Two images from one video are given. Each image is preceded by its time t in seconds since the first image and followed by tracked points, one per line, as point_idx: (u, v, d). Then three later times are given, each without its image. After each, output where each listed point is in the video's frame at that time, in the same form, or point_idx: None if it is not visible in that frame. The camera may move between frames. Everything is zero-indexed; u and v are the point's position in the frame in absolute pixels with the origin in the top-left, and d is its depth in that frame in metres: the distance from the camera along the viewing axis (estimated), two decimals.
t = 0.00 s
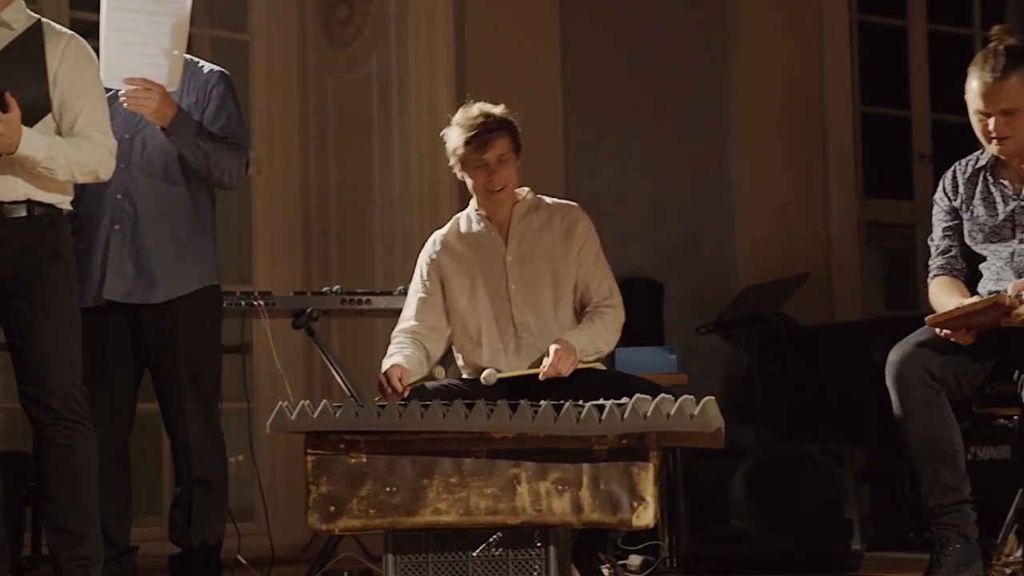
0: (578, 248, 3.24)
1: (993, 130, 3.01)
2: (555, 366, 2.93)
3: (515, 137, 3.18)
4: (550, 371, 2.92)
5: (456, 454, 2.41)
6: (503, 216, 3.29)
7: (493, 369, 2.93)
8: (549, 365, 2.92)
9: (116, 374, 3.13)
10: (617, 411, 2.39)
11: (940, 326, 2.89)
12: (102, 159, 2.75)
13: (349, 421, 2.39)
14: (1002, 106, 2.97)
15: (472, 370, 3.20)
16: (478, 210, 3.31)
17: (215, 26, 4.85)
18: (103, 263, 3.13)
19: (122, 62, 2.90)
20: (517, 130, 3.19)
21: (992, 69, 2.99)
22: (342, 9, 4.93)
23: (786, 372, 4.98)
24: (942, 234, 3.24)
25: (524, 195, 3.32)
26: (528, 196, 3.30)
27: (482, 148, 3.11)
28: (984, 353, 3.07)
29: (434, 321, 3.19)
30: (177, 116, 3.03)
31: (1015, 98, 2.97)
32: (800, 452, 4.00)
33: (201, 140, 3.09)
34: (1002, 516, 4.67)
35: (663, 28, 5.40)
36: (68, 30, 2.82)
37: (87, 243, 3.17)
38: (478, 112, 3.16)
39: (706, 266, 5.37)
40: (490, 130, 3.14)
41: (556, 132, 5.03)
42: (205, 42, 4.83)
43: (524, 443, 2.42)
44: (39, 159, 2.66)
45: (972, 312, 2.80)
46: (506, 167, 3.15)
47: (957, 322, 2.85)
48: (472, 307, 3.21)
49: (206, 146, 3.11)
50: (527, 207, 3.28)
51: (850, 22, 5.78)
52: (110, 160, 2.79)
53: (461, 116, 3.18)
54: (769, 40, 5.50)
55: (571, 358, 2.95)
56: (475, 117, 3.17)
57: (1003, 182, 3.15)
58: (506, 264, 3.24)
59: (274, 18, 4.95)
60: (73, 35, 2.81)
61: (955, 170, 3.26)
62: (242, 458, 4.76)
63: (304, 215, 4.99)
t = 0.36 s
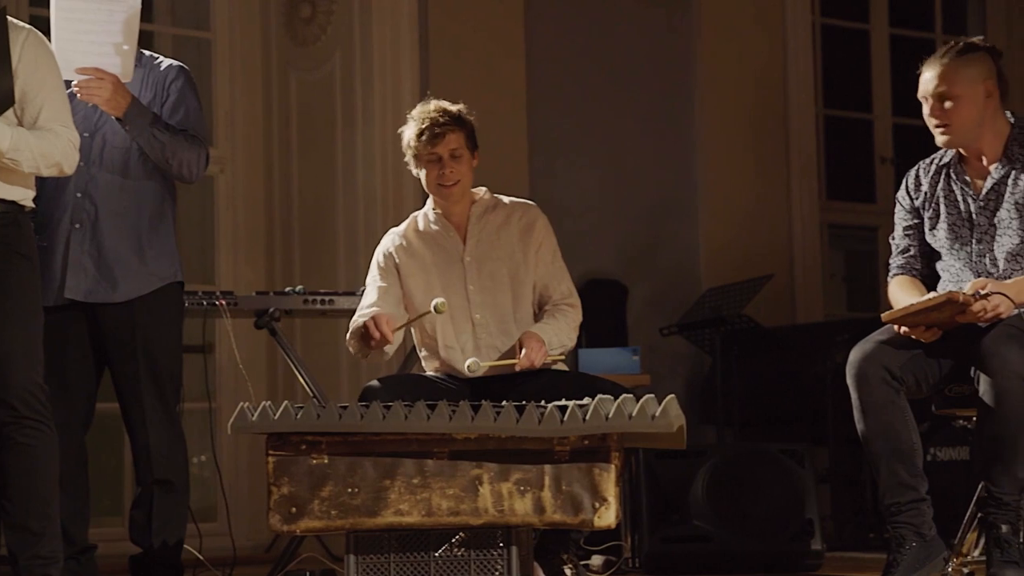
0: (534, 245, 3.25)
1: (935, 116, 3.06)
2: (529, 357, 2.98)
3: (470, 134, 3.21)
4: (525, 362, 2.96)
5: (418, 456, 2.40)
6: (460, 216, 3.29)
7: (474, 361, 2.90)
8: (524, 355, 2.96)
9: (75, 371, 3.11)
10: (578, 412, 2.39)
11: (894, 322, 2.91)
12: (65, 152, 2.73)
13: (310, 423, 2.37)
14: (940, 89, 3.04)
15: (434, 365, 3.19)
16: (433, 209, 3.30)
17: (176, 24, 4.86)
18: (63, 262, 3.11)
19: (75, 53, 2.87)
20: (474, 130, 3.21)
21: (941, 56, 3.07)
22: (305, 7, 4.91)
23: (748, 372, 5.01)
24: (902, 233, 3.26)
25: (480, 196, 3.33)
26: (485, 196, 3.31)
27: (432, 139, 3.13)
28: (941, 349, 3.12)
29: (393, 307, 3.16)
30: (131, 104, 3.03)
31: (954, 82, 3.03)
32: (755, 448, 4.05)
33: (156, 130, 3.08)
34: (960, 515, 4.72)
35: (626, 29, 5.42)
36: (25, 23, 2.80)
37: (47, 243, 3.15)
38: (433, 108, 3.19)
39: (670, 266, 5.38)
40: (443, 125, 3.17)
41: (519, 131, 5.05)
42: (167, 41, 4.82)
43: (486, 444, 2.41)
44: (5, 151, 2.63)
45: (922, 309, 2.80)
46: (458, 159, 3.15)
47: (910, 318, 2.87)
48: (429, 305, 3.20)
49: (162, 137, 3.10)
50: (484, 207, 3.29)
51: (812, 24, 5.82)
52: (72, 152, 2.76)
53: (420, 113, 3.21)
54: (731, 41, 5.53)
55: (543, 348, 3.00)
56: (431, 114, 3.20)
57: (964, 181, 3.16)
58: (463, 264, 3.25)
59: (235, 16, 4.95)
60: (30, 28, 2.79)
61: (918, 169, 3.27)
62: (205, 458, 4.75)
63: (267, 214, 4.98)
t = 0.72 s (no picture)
0: (492, 245, 3.24)
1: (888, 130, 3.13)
2: (481, 375, 2.98)
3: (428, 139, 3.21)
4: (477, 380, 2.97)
5: (383, 455, 2.37)
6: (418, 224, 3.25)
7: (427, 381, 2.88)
8: (477, 374, 2.97)
9: (37, 369, 3.07)
10: (543, 412, 2.35)
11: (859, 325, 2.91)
12: (29, 151, 2.69)
13: (274, 421, 2.35)
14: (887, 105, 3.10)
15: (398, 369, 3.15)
16: (389, 214, 3.25)
17: (140, 22, 4.83)
18: (24, 259, 3.08)
19: (32, 48, 2.84)
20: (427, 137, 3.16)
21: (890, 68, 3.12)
22: (270, 5, 4.88)
23: (713, 374, 5.01)
24: (867, 231, 3.28)
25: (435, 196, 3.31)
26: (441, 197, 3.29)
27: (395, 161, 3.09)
28: (905, 355, 3.10)
29: (360, 319, 3.13)
30: (90, 99, 3.00)
31: (897, 98, 3.08)
32: (717, 450, 4.05)
33: (116, 125, 3.06)
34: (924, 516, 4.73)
35: (592, 30, 5.42)
36: None
37: (9, 242, 3.12)
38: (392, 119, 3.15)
39: (636, 268, 5.39)
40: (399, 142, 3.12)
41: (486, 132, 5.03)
42: (130, 39, 4.79)
43: (451, 443, 2.37)
44: None
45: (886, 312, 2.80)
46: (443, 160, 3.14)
47: (875, 321, 2.86)
48: (393, 313, 3.17)
49: (122, 132, 3.07)
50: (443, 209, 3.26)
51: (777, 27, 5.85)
52: (36, 150, 2.72)
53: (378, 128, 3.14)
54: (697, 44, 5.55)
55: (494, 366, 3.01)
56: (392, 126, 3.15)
57: (926, 180, 3.17)
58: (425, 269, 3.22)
59: (200, 15, 4.92)
60: None
61: (882, 166, 3.29)
62: (168, 458, 4.71)
63: (232, 214, 4.95)
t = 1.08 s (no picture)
0: (462, 247, 3.21)
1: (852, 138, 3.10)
2: (446, 364, 2.94)
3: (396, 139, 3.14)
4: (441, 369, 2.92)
5: (350, 456, 2.34)
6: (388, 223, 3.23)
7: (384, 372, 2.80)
8: (439, 363, 2.92)
9: None
10: (510, 412, 2.32)
11: (824, 329, 2.91)
12: None
13: (239, 421, 2.31)
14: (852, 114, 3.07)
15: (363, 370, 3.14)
16: (361, 214, 3.24)
17: (106, 18, 4.78)
18: None
19: None
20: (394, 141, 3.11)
21: (849, 78, 3.09)
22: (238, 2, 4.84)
23: (680, 375, 5.02)
24: (832, 235, 3.29)
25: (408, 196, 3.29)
26: (413, 197, 3.27)
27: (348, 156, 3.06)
28: (871, 355, 3.12)
29: (327, 323, 3.12)
30: (53, 97, 2.97)
31: (863, 107, 3.05)
32: (683, 452, 4.05)
33: (80, 123, 3.03)
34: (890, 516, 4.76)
35: (566, 29, 5.43)
36: None
37: None
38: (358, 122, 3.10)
39: (604, 269, 5.40)
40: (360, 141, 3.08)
41: (455, 131, 5.01)
42: (97, 35, 4.75)
43: (417, 443, 2.34)
44: None
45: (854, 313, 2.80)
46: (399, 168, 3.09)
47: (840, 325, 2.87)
48: (360, 312, 3.16)
49: (86, 130, 3.05)
50: (413, 209, 3.24)
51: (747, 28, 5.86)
52: None
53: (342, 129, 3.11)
54: (667, 44, 5.55)
55: (461, 356, 2.97)
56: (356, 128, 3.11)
57: (890, 185, 3.18)
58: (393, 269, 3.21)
59: (166, 12, 4.89)
60: None
61: (845, 169, 3.29)
62: (133, 458, 4.68)
63: (199, 211, 4.93)
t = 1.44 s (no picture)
0: (444, 249, 3.19)
1: (840, 142, 3.05)
2: (422, 365, 2.83)
3: (369, 130, 3.07)
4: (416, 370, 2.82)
5: (318, 455, 2.27)
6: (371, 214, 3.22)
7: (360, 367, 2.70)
8: (416, 363, 2.82)
9: None
10: (479, 411, 2.25)
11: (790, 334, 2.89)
12: None
13: (206, 421, 2.24)
14: (842, 117, 3.00)
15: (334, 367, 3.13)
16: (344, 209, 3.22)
17: (75, 15, 4.77)
18: None
19: None
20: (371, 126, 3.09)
21: (829, 81, 3.02)
22: None
23: (650, 374, 5.02)
24: (794, 239, 3.31)
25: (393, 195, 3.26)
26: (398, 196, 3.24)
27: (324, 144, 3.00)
28: (833, 364, 3.10)
29: (309, 321, 3.12)
30: (17, 94, 2.96)
31: (855, 110, 3.00)
32: (652, 452, 4.06)
33: (45, 120, 3.01)
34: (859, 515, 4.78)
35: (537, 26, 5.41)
36: None
37: None
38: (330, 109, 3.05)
39: (575, 268, 5.40)
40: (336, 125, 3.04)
41: (425, 129, 5.01)
42: (65, 33, 4.74)
43: (386, 442, 2.27)
44: None
45: (819, 322, 2.79)
46: (350, 164, 3.03)
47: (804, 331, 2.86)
48: (334, 307, 3.14)
49: (51, 128, 3.02)
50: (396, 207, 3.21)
51: (716, 29, 5.89)
52: None
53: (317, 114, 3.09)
54: (637, 44, 5.57)
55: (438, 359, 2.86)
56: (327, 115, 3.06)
57: (853, 189, 3.20)
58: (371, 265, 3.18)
59: (135, 10, 4.87)
60: None
61: (808, 173, 3.31)
62: (101, 458, 4.66)
63: (169, 210, 4.91)
